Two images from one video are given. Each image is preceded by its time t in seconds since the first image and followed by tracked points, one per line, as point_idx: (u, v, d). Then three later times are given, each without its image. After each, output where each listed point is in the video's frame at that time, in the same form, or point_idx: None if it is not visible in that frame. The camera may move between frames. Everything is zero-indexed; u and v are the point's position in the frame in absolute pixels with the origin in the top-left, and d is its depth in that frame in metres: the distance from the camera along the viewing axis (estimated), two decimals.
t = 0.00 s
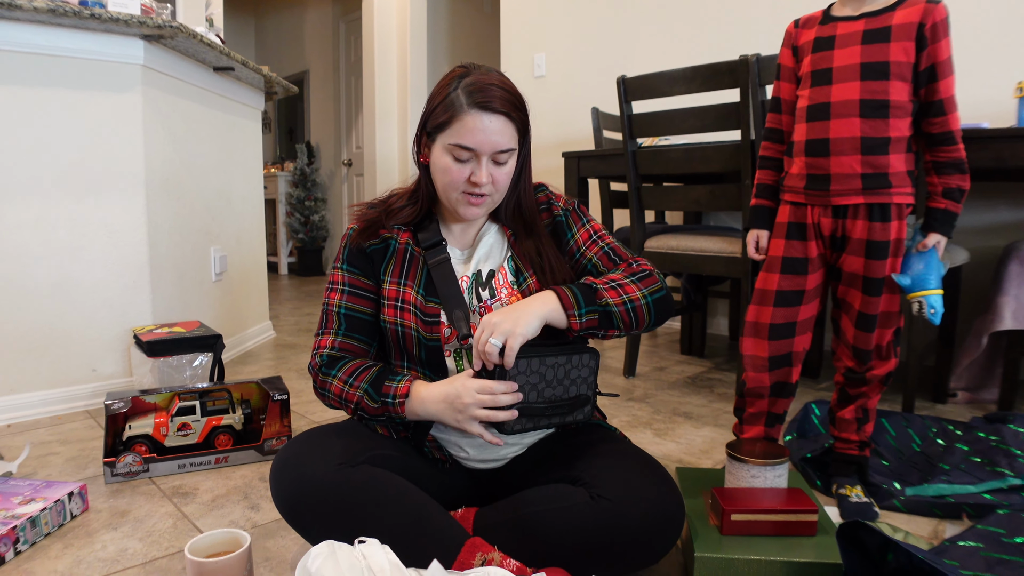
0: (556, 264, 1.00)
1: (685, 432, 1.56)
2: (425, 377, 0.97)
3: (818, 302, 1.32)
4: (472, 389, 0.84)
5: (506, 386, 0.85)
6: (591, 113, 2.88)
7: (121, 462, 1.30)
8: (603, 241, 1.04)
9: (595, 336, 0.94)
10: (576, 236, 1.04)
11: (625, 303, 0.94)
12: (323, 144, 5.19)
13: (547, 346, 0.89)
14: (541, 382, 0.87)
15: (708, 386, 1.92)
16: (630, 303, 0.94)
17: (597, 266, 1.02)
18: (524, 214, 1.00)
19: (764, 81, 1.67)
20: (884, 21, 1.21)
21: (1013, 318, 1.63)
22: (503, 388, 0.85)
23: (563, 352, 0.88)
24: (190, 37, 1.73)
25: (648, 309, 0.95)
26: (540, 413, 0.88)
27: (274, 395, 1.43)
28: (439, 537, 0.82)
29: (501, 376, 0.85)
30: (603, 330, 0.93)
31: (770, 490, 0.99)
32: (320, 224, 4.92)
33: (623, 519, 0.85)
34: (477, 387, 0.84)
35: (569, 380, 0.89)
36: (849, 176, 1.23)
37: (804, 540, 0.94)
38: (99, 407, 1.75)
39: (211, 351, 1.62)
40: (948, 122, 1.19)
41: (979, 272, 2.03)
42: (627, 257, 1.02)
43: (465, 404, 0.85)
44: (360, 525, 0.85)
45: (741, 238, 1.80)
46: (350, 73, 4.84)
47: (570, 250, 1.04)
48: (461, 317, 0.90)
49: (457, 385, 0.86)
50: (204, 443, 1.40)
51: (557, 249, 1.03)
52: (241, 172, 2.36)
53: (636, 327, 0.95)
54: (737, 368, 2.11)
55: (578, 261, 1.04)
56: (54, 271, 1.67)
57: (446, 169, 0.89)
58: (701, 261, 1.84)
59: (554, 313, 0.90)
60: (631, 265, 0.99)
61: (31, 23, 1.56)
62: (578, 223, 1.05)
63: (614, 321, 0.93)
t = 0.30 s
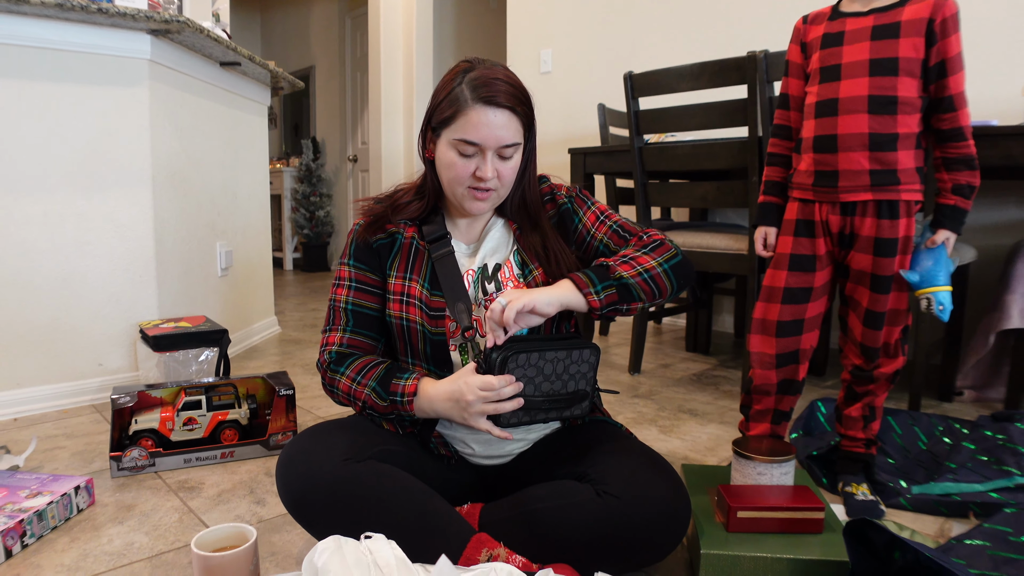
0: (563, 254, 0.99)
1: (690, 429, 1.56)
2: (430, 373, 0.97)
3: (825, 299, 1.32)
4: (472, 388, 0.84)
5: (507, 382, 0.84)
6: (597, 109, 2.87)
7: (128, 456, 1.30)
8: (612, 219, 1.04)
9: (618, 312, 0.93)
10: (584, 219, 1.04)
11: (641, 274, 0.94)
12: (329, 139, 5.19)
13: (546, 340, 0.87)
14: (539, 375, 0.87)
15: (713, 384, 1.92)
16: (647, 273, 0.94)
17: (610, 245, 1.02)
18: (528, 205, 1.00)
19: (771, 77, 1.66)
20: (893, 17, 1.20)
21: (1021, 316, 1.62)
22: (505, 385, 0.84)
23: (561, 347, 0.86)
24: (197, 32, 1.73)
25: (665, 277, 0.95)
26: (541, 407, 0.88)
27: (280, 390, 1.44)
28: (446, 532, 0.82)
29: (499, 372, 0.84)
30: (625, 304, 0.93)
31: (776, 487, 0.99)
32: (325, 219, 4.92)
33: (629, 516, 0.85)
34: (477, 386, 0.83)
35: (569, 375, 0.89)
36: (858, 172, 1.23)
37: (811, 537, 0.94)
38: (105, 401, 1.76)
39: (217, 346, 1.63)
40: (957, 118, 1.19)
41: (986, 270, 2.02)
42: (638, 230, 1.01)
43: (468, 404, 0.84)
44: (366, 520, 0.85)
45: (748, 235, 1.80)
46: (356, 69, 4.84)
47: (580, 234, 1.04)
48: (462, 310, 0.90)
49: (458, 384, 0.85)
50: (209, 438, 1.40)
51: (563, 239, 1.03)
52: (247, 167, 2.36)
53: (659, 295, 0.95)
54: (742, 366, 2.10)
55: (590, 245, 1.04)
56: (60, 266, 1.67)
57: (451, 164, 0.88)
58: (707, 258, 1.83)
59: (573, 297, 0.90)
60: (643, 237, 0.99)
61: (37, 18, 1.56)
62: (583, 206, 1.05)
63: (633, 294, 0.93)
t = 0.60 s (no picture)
0: (569, 247, 1.00)
1: (691, 428, 1.56)
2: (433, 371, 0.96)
3: (826, 298, 1.32)
4: (472, 365, 0.82)
5: (506, 360, 0.82)
6: (597, 108, 2.87)
7: (129, 455, 1.30)
8: (620, 216, 1.08)
9: (661, 295, 0.96)
10: (597, 216, 1.06)
11: (674, 258, 0.98)
12: (329, 138, 5.19)
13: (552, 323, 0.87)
14: (541, 357, 0.86)
15: (714, 382, 1.92)
16: (678, 257, 0.99)
17: (626, 239, 1.05)
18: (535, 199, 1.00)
19: (772, 76, 1.66)
20: (894, 15, 1.20)
21: (1022, 315, 1.62)
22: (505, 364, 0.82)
23: (564, 333, 0.86)
24: (198, 31, 1.73)
25: (691, 260, 1.01)
26: (536, 392, 0.89)
27: (280, 389, 1.44)
28: (447, 531, 0.82)
29: (503, 351, 0.83)
30: (665, 287, 0.96)
31: (778, 486, 0.99)
32: (325, 218, 4.92)
33: (631, 515, 0.85)
34: (476, 363, 0.81)
35: (569, 363, 0.90)
36: (859, 171, 1.23)
37: (812, 536, 0.94)
38: (106, 400, 1.76)
39: (218, 345, 1.63)
40: (958, 116, 1.19)
41: (987, 269, 2.02)
42: (650, 224, 1.06)
43: (469, 384, 0.83)
44: (367, 519, 0.85)
45: (749, 233, 1.80)
46: (356, 68, 4.84)
47: (594, 230, 1.06)
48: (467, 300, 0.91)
49: (461, 362, 0.83)
50: (210, 437, 1.40)
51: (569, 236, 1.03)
52: (248, 166, 2.36)
53: (688, 278, 1.00)
54: (742, 365, 2.10)
55: (606, 241, 1.06)
56: (61, 265, 1.67)
57: (458, 161, 0.88)
58: (708, 257, 1.83)
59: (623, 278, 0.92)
60: (661, 227, 1.04)
61: (38, 17, 1.56)
62: (593, 204, 1.06)
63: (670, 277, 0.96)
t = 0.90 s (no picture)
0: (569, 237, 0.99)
1: (692, 430, 1.56)
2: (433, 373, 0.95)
3: (827, 299, 1.32)
4: (437, 346, 0.81)
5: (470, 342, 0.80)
6: (597, 110, 2.87)
7: (130, 458, 1.30)
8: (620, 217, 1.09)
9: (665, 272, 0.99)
10: (601, 215, 1.06)
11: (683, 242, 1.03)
12: (329, 141, 5.20)
13: (521, 292, 0.82)
14: (514, 327, 0.83)
15: (715, 384, 1.92)
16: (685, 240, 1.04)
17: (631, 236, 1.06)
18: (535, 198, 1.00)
19: (772, 77, 1.66)
20: (893, 17, 1.20)
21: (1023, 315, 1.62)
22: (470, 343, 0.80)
23: (536, 302, 0.81)
24: (198, 34, 1.74)
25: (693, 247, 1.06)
26: (514, 355, 0.87)
27: (281, 392, 1.44)
28: (448, 533, 0.82)
29: (469, 334, 0.80)
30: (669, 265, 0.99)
31: (778, 487, 0.99)
32: (326, 221, 4.93)
33: (632, 516, 0.85)
34: (439, 345, 0.81)
35: (547, 323, 0.85)
36: (859, 172, 1.23)
37: (813, 537, 0.94)
38: (107, 403, 1.76)
39: (219, 348, 1.63)
40: (958, 117, 1.19)
41: (987, 269, 2.02)
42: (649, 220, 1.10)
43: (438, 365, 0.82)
44: (368, 520, 0.85)
45: (749, 234, 1.80)
46: (356, 70, 4.85)
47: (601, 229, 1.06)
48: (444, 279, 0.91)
49: (427, 344, 0.83)
50: (211, 439, 1.40)
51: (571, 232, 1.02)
52: (248, 169, 2.36)
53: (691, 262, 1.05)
54: (743, 366, 2.10)
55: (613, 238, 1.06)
56: (63, 268, 1.67)
57: (470, 158, 0.88)
58: (708, 259, 1.83)
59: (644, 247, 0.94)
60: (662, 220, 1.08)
61: (39, 20, 1.56)
62: (595, 204, 1.07)
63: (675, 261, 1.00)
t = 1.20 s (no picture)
0: (567, 236, 0.99)
1: (692, 432, 1.56)
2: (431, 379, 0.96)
3: (826, 302, 1.32)
4: (435, 367, 0.82)
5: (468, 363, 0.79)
6: (596, 113, 2.88)
7: (129, 460, 1.30)
8: (614, 214, 1.09)
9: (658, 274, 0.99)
10: (597, 214, 1.06)
11: (672, 244, 1.03)
12: (329, 143, 5.20)
13: (517, 312, 0.82)
14: (509, 345, 0.83)
15: (715, 386, 1.92)
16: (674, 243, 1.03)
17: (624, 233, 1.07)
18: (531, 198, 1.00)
19: (771, 80, 1.67)
20: (892, 20, 1.21)
21: (1021, 318, 1.62)
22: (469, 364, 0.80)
23: (532, 321, 0.82)
24: (198, 36, 1.74)
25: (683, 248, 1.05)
26: (513, 368, 0.87)
27: (280, 394, 1.44)
28: (448, 535, 0.82)
29: (464, 355, 0.80)
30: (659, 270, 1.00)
31: (778, 490, 0.99)
32: (325, 223, 4.93)
33: (631, 518, 0.85)
34: (437, 366, 0.81)
35: (543, 338, 0.85)
36: (858, 176, 1.23)
37: (812, 540, 0.94)
38: (106, 406, 1.76)
39: (218, 351, 1.63)
40: (956, 121, 1.19)
41: (986, 272, 2.03)
42: (643, 219, 1.10)
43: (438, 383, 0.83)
44: (368, 523, 0.85)
45: (748, 237, 1.80)
46: (356, 72, 4.86)
47: (596, 228, 1.06)
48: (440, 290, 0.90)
49: (426, 361, 0.83)
50: (211, 442, 1.40)
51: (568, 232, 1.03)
52: (248, 171, 2.36)
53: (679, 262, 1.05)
54: (743, 369, 2.11)
55: (607, 237, 1.06)
56: (62, 270, 1.67)
57: (472, 160, 0.88)
58: (708, 261, 1.84)
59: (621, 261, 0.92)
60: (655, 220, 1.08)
61: (39, 23, 1.57)
62: (591, 203, 1.07)
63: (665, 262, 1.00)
